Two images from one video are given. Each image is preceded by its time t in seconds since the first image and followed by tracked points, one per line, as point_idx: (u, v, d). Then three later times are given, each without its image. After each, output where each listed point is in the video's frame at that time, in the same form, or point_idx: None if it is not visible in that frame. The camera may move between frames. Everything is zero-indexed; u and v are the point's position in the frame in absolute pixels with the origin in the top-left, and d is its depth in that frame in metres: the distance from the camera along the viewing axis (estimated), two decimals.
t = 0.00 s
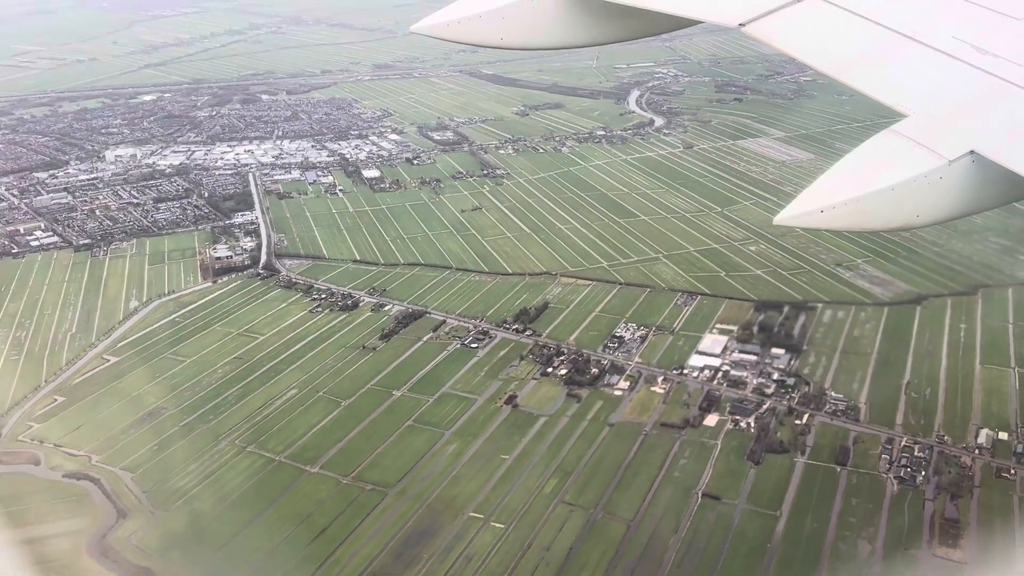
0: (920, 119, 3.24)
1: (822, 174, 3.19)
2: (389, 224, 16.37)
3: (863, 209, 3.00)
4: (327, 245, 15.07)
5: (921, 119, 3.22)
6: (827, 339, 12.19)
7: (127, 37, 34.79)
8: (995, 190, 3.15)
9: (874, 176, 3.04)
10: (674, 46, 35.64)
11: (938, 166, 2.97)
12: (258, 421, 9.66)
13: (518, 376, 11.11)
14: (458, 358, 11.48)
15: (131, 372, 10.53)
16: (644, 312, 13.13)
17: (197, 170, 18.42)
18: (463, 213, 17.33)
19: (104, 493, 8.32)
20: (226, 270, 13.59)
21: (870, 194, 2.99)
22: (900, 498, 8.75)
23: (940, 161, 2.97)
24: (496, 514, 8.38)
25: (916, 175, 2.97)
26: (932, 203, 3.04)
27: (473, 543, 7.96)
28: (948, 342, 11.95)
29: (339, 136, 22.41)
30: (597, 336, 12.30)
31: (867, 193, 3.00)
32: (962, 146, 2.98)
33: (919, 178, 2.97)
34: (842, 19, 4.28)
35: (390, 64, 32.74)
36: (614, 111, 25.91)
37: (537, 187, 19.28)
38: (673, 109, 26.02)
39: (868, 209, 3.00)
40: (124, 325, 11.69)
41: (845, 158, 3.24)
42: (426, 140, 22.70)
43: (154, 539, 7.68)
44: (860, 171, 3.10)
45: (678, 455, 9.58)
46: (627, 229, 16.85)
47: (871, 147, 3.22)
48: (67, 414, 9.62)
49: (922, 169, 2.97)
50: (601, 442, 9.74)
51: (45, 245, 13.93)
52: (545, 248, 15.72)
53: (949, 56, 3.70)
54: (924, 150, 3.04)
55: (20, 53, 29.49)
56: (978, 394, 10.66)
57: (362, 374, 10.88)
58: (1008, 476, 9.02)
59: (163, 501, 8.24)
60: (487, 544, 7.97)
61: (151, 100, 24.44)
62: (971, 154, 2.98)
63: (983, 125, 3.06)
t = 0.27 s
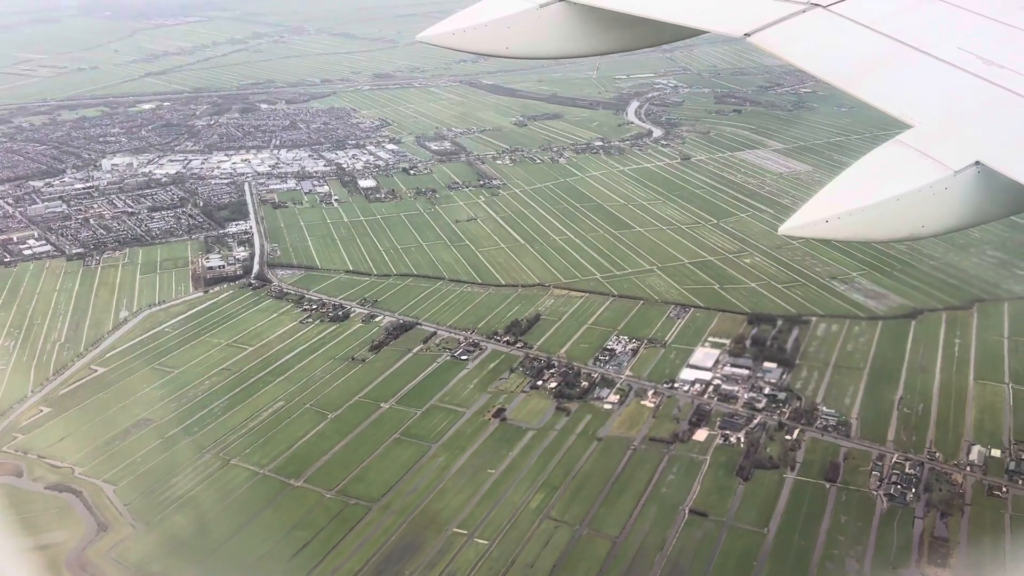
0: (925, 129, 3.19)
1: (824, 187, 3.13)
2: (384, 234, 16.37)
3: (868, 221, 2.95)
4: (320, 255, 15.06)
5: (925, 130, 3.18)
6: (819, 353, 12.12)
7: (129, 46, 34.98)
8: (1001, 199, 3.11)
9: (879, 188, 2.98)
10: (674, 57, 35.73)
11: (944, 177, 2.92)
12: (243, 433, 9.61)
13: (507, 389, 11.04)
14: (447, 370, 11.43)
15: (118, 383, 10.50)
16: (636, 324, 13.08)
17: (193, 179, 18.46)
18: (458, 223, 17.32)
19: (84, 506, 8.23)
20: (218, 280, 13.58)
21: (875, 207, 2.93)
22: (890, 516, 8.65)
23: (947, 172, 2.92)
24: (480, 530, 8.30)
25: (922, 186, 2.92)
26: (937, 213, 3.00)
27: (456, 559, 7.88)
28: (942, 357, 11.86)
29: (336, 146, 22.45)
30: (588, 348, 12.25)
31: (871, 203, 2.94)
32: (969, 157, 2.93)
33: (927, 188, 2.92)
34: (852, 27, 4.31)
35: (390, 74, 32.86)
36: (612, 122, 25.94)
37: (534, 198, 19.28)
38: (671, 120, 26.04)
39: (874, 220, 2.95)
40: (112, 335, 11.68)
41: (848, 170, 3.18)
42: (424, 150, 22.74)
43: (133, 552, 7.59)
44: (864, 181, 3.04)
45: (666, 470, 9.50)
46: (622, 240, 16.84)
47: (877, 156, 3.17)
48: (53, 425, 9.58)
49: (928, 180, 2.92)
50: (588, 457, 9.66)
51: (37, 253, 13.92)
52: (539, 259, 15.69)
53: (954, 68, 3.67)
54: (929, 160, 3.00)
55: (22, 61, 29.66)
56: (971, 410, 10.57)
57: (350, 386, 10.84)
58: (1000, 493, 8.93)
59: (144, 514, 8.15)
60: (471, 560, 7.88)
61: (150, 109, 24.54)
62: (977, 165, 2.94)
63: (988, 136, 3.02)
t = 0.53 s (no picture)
0: (926, 138, 3.10)
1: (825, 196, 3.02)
2: (377, 244, 16.37)
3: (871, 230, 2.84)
4: (313, 265, 15.05)
5: (927, 140, 3.09)
6: (811, 366, 12.03)
7: (130, 55, 35.13)
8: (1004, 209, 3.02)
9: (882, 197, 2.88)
10: (673, 67, 35.80)
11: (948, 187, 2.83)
12: (229, 445, 9.56)
13: (496, 401, 10.99)
14: (436, 382, 11.38)
15: (105, 393, 10.47)
16: (628, 335, 13.03)
17: (188, 188, 18.48)
18: (452, 233, 17.31)
19: (66, 518, 8.15)
20: (209, 289, 13.57)
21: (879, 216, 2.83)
22: (879, 532, 8.57)
23: (950, 182, 2.83)
24: (464, 545, 8.23)
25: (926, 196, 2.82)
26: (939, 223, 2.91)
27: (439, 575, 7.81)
28: (934, 370, 11.79)
29: (333, 155, 22.49)
30: (578, 360, 12.20)
31: (875, 213, 2.83)
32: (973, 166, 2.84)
33: (930, 198, 2.83)
34: (853, 36, 4.16)
35: (389, 83, 32.96)
36: (609, 132, 25.97)
37: (529, 208, 19.28)
38: (669, 131, 26.06)
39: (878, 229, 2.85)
40: (101, 345, 11.66)
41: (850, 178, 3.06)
42: (420, 159, 22.77)
43: (113, 565, 7.52)
44: (866, 189, 2.94)
45: (654, 485, 9.43)
46: (617, 251, 16.81)
47: (878, 164, 3.07)
48: (38, 435, 9.54)
49: (930, 191, 2.83)
50: (576, 470, 9.60)
51: (29, 262, 13.92)
52: (533, 270, 15.68)
53: (957, 74, 3.58)
54: (931, 170, 2.90)
55: (22, 70, 29.79)
56: (963, 425, 10.49)
57: (338, 397, 10.80)
58: (991, 510, 8.83)
59: (127, 528, 8.10)
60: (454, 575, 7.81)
61: (148, 117, 24.62)
62: (982, 174, 2.85)
63: (991, 146, 2.93)
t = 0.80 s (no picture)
0: (928, 148, 3.09)
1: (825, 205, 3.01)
2: (371, 252, 16.35)
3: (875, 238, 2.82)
4: (305, 273, 15.03)
5: (928, 149, 3.08)
6: (803, 377, 11.95)
7: (128, 62, 35.23)
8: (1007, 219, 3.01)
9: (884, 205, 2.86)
10: (671, 76, 35.84)
11: (949, 196, 2.82)
12: (213, 456, 9.49)
13: (485, 411, 10.92)
14: (425, 392, 11.33)
15: (91, 403, 10.42)
16: (618, 345, 12.97)
17: (182, 196, 18.48)
18: (445, 241, 17.28)
19: (47, 528, 8.05)
20: (199, 298, 13.55)
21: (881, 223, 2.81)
22: (867, 547, 8.49)
23: (951, 190, 2.82)
24: (448, 558, 8.15)
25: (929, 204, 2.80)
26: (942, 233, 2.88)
27: None
28: (927, 382, 11.70)
29: (328, 164, 22.49)
30: (568, 370, 12.13)
31: (878, 220, 2.81)
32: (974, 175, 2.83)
33: (932, 206, 2.81)
34: (856, 42, 4.24)
35: (387, 91, 33.01)
36: (605, 141, 25.97)
37: (523, 216, 19.27)
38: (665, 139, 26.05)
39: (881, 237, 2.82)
40: (89, 354, 11.61)
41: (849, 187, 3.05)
42: (415, 167, 22.77)
43: None
44: (867, 197, 2.92)
45: (641, 497, 9.35)
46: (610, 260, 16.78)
47: (878, 173, 3.05)
48: (21, 445, 9.47)
49: (933, 199, 2.81)
50: (564, 482, 9.53)
51: (19, 270, 13.89)
52: (526, 278, 15.65)
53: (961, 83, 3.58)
54: (932, 179, 2.89)
55: (20, 77, 29.87)
56: (955, 437, 10.40)
57: (326, 408, 10.75)
58: (981, 524, 8.73)
59: (108, 540, 8.01)
60: None
61: (145, 125, 24.67)
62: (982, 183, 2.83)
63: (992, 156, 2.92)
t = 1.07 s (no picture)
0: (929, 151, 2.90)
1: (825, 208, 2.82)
2: (362, 260, 16.32)
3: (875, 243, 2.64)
4: (295, 281, 15.00)
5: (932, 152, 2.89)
6: (793, 386, 11.87)
7: (126, 69, 35.33)
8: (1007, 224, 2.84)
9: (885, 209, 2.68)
10: (669, 82, 35.86)
11: (950, 201, 2.64)
12: (196, 466, 9.41)
13: (472, 421, 10.86)
14: (412, 401, 11.27)
15: (76, 412, 10.37)
16: (608, 354, 12.91)
17: (175, 203, 18.47)
18: (437, 249, 17.25)
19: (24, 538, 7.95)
20: (188, 306, 13.53)
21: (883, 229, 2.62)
22: (854, 559, 8.42)
23: (952, 196, 2.64)
24: (430, 571, 8.07)
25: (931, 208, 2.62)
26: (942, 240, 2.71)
27: None
28: (919, 391, 11.61)
29: (323, 170, 22.49)
30: (557, 379, 12.07)
31: (880, 226, 2.63)
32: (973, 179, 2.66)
33: (933, 212, 2.63)
34: (852, 47, 4.00)
35: (384, 98, 33.06)
36: (601, 147, 25.97)
37: (517, 223, 19.23)
38: (661, 146, 26.04)
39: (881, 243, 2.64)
40: (76, 363, 11.58)
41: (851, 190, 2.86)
42: (410, 174, 22.76)
43: None
44: (867, 202, 2.74)
45: (627, 508, 9.27)
46: (603, 268, 16.71)
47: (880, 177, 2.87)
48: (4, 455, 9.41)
49: (936, 203, 2.63)
50: (550, 493, 9.47)
51: (9, 277, 13.88)
52: (518, 286, 15.59)
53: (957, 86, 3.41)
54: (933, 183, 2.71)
55: (18, 84, 29.95)
56: (946, 447, 10.30)
57: (312, 417, 10.70)
58: (970, 535, 8.64)
59: (86, 551, 7.91)
60: None
61: (141, 132, 24.71)
62: (983, 188, 2.65)
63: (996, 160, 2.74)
